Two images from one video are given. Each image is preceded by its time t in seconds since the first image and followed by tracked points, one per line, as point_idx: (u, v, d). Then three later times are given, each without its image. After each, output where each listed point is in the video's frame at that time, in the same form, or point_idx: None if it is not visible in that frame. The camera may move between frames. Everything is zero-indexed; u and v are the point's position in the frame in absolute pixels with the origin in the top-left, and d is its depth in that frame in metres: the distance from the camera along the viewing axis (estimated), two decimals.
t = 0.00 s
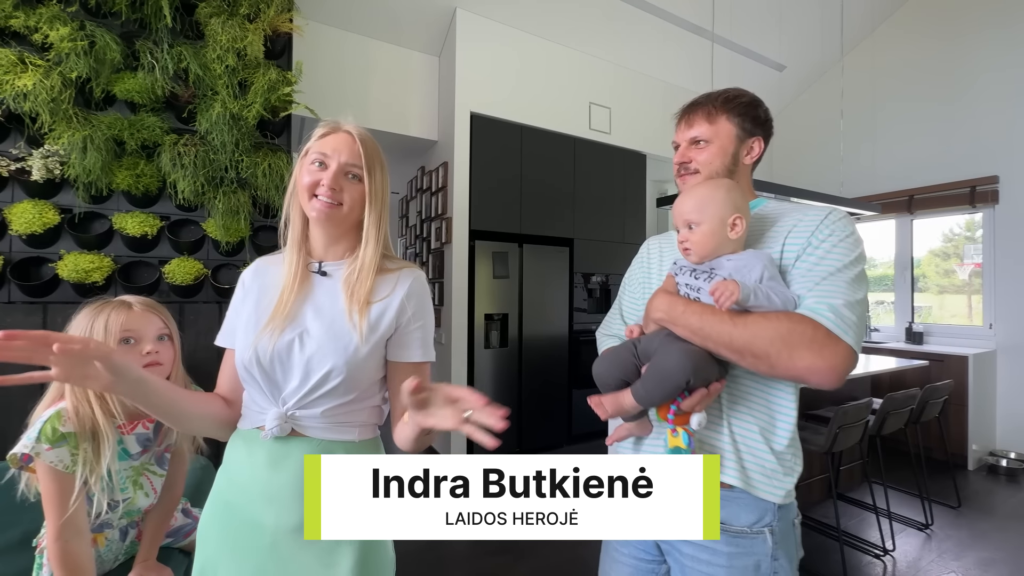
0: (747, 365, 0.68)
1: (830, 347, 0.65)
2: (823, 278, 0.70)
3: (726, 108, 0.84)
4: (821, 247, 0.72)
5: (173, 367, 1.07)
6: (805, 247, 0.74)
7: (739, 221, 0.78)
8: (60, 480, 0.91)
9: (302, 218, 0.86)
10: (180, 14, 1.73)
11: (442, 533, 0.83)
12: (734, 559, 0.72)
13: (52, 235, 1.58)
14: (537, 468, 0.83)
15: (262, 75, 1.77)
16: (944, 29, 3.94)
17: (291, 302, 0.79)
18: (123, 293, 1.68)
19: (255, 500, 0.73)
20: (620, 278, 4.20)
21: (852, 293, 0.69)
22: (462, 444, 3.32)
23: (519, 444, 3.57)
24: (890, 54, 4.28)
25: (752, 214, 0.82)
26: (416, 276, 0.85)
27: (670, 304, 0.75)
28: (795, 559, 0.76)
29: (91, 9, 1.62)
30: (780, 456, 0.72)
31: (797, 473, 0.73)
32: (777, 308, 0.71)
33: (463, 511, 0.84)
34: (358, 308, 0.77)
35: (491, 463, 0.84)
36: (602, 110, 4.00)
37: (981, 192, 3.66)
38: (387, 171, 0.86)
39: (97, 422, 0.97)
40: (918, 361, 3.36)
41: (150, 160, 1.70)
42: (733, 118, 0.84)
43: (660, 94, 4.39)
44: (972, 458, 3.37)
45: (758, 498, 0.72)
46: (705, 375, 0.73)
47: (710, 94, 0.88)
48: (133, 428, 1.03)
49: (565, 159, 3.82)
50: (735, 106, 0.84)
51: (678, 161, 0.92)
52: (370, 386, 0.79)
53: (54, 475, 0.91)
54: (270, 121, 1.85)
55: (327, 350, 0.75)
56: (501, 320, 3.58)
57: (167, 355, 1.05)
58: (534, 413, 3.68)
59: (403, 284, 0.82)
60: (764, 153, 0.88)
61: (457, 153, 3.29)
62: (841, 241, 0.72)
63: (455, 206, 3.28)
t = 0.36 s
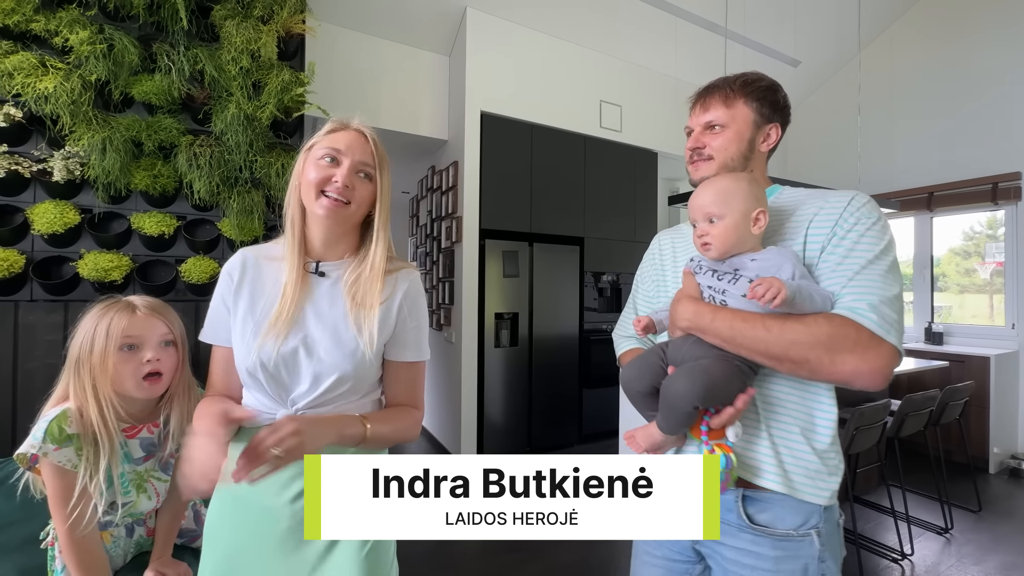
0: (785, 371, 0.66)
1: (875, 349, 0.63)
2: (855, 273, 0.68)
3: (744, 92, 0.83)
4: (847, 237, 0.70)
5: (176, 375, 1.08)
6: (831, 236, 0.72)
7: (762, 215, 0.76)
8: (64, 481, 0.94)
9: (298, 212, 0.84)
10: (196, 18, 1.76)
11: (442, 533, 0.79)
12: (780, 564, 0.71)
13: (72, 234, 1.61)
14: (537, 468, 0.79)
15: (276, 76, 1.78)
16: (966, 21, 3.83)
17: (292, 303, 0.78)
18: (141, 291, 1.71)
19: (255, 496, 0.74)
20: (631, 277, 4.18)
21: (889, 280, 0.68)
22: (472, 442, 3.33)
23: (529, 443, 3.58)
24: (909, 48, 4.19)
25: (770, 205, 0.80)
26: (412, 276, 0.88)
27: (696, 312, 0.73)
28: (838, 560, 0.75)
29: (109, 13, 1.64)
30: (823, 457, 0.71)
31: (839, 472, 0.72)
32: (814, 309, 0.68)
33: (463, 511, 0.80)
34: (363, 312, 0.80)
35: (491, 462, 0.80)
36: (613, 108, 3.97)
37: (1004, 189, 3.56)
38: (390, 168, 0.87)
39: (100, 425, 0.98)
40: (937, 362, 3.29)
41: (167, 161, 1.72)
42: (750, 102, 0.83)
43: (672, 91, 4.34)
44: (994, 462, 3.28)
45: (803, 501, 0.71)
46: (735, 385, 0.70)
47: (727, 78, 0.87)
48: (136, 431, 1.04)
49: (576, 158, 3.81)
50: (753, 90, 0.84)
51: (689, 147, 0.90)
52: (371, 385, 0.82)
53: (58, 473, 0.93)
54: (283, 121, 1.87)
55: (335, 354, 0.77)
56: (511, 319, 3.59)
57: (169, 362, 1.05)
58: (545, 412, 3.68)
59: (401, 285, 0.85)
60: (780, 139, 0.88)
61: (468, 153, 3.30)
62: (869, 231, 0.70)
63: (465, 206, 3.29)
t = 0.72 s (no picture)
0: (815, 370, 0.65)
1: (910, 344, 0.62)
2: (883, 265, 0.67)
3: (758, 84, 0.83)
4: (873, 228, 0.69)
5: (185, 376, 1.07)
6: (855, 228, 0.71)
7: (777, 213, 0.75)
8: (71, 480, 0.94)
9: (298, 202, 0.80)
10: (203, 17, 1.76)
11: (442, 533, 0.78)
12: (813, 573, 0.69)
13: (81, 234, 1.63)
14: (537, 468, 0.79)
15: (282, 75, 1.79)
16: (979, 16, 3.77)
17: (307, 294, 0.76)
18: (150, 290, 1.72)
19: (267, 495, 0.75)
20: (637, 276, 4.16)
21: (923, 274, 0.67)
22: (478, 441, 3.33)
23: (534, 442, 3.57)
24: (920, 43, 4.13)
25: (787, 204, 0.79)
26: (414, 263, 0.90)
27: (716, 313, 0.73)
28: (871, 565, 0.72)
29: (117, 12, 1.65)
30: (855, 460, 0.69)
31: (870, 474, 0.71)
32: (835, 306, 0.68)
33: (463, 511, 0.79)
34: (380, 299, 0.81)
35: (491, 462, 0.79)
36: (619, 105, 3.95)
37: (1016, 186, 3.51)
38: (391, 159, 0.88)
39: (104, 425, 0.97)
40: (948, 361, 3.24)
41: (174, 160, 1.73)
42: (765, 94, 0.82)
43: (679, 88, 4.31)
44: (1005, 462, 3.24)
45: (835, 507, 0.69)
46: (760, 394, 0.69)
47: (741, 72, 0.87)
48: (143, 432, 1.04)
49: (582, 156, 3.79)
50: (767, 82, 0.83)
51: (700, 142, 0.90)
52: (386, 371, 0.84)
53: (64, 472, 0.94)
54: (289, 120, 1.88)
55: (356, 342, 0.78)
56: (517, 318, 3.58)
57: (176, 364, 1.04)
58: (550, 411, 3.67)
59: (408, 273, 0.87)
60: (796, 132, 0.86)
61: (472, 152, 3.29)
62: (896, 221, 0.69)
63: (471, 205, 3.29)
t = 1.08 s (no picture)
0: (815, 364, 0.64)
1: (914, 339, 0.60)
2: (897, 258, 0.66)
3: (769, 83, 0.83)
4: (885, 226, 0.68)
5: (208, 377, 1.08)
6: (868, 226, 0.70)
7: (801, 210, 0.74)
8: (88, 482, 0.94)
9: (325, 211, 0.78)
10: (207, 18, 1.76)
11: (442, 533, 0.77)
12: None
13: (85, 235, 1.63)
14: (537, 468, 0.79)
15: (286, 76, 1.79)
16: (984, 16, 3.76)
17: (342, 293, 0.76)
18: (153, 292, 1.73)
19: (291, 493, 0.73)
20: (639, 277, 4.15)
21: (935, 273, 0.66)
22: (480, 442, 3.33)
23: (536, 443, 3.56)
24: (924, 43, 4.12)
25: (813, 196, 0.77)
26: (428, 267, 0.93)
27: (715, 303, 0.73)
28: None
29: (121, 14, 1.64)
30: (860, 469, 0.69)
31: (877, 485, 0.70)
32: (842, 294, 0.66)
33: (463, 511, 0.78)
34: (411, 300, 0.83)
35: (491, 462, 0.78)
36: (621, 106, 3.94)
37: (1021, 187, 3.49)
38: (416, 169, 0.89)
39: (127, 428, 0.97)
40: (953, 363, 3.22)
41: (178, 161, 1.73)
42: (776, 94, 0.82)
43: (682, 88, 4.29)
44: (1011, 465, 3.21)
45: (839, 517, 0.68)
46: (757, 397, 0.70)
47: (753, 73, 0.87)
48: (159, 435, 1.04)
49: (584, 156, 3.79)
50: (778, 82, 0.83)
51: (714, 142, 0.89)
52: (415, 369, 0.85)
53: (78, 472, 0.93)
54: (293, 121, 1.87)
55: (393, 339, 0.79)
56: (519, 319, 3.58)
57: (204, 364, 1.06)
58: (552, 412, 3.66)
59: (427, 276, 0.92)
60: (812, 131, 0.84)
61: (475, 153, 3.30)
62: (910, 219, 0.68)
63: (473, 206, 3.29)
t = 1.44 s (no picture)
0: (780, 361, 0.63)
1: (882, 330, 0.59)
2: (893, 259, 0.64)
3: (771, 89, 0.83)
4: (889, 231, 0.67)
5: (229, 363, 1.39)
6: (872, 232, 0.69)
7: (808, 221, 0.74)
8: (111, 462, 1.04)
9: (368, 225, 0.84)
10: (210, 23, 1.77)
11: (442, 533, 0.76)
12: None
13: (89, 239, 1.63)
14: (537, 468, 0.77)
15: (288, 81, 1.80)
16: (985, 18, 3.76)
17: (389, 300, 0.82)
18: (156, 295, 1.74)
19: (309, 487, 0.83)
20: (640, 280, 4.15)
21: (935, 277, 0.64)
22: (481, 445, 3.32)
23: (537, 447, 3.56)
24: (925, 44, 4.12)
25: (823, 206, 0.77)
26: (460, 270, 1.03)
27: (687, 309, 0.72)
28: None
29: (125, 19, 1.65)
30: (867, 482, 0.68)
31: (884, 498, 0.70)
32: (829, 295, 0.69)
33: (463, 511, 0.77)
34: (452, 302, 0.91)
35: (491, 462, 0.77)
36: (622, 109, 3.95)
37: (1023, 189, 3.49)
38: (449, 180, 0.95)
39: (171, 408, 1.19)
40: (955, 366, 3.21)
41: (181, 165, 1.74)
42: (781, 99, 0.82)
43: (683, 91, 4.29)
44: (1014, 468, 3.20)
45: (843, 529, 0.68)
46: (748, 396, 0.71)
47: (758, 79, 0.86)
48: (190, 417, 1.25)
49: (585, 159, 3.79)
50: (782, 87, 0.82)
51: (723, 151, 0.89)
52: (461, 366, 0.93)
53: (109, 461, 1.03)
54: (294, 125, 1.88)
55: (442, 338, 0.87)
56: (520, 322, 3.58)
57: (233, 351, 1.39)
58: (553, 415, 3.66)
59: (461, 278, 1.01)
60: (821, 133, 0.82)
61: (476, 156, 3.31)
62: (916, 228, 0.66)
63: (475, 209, 3.30)
